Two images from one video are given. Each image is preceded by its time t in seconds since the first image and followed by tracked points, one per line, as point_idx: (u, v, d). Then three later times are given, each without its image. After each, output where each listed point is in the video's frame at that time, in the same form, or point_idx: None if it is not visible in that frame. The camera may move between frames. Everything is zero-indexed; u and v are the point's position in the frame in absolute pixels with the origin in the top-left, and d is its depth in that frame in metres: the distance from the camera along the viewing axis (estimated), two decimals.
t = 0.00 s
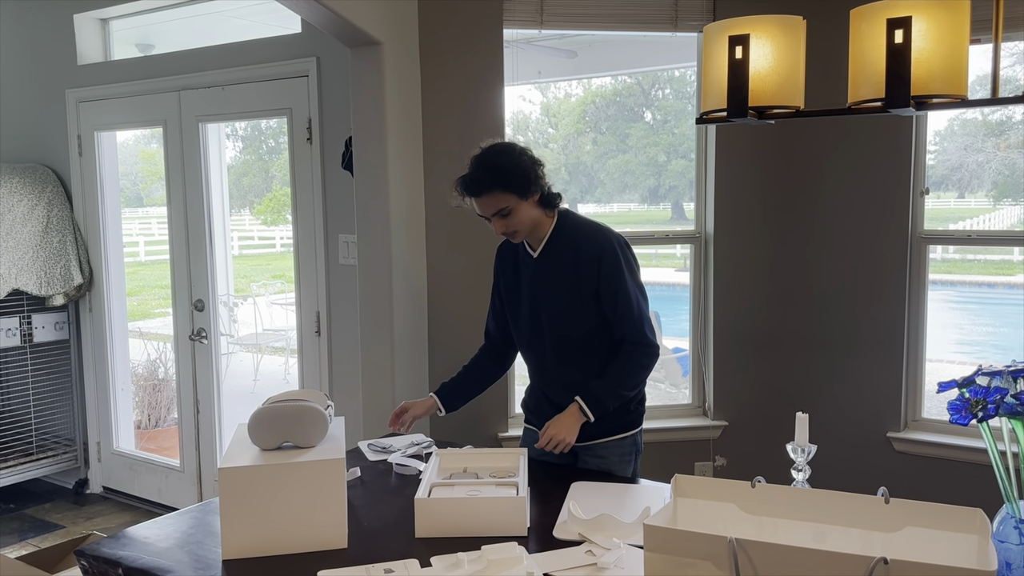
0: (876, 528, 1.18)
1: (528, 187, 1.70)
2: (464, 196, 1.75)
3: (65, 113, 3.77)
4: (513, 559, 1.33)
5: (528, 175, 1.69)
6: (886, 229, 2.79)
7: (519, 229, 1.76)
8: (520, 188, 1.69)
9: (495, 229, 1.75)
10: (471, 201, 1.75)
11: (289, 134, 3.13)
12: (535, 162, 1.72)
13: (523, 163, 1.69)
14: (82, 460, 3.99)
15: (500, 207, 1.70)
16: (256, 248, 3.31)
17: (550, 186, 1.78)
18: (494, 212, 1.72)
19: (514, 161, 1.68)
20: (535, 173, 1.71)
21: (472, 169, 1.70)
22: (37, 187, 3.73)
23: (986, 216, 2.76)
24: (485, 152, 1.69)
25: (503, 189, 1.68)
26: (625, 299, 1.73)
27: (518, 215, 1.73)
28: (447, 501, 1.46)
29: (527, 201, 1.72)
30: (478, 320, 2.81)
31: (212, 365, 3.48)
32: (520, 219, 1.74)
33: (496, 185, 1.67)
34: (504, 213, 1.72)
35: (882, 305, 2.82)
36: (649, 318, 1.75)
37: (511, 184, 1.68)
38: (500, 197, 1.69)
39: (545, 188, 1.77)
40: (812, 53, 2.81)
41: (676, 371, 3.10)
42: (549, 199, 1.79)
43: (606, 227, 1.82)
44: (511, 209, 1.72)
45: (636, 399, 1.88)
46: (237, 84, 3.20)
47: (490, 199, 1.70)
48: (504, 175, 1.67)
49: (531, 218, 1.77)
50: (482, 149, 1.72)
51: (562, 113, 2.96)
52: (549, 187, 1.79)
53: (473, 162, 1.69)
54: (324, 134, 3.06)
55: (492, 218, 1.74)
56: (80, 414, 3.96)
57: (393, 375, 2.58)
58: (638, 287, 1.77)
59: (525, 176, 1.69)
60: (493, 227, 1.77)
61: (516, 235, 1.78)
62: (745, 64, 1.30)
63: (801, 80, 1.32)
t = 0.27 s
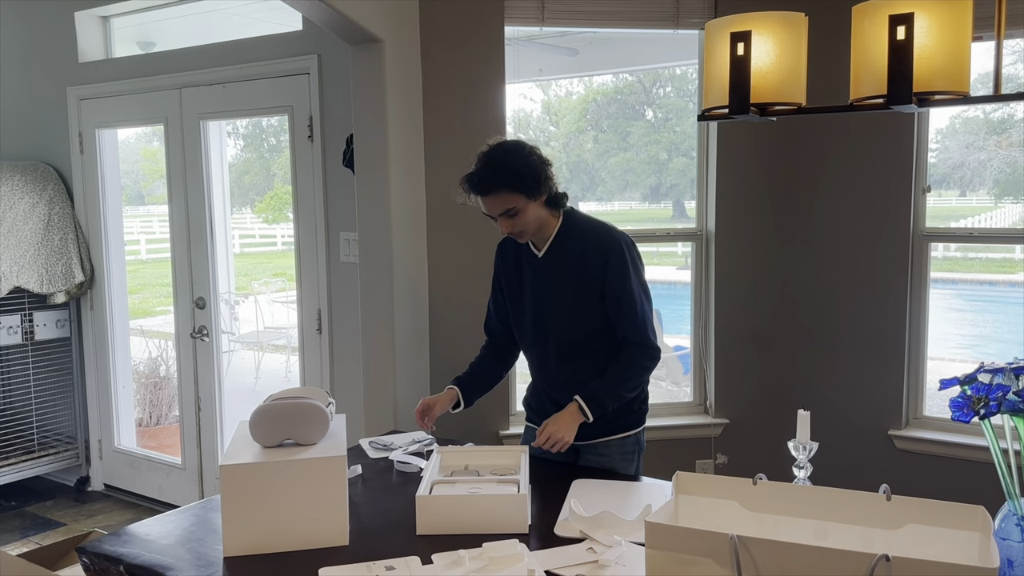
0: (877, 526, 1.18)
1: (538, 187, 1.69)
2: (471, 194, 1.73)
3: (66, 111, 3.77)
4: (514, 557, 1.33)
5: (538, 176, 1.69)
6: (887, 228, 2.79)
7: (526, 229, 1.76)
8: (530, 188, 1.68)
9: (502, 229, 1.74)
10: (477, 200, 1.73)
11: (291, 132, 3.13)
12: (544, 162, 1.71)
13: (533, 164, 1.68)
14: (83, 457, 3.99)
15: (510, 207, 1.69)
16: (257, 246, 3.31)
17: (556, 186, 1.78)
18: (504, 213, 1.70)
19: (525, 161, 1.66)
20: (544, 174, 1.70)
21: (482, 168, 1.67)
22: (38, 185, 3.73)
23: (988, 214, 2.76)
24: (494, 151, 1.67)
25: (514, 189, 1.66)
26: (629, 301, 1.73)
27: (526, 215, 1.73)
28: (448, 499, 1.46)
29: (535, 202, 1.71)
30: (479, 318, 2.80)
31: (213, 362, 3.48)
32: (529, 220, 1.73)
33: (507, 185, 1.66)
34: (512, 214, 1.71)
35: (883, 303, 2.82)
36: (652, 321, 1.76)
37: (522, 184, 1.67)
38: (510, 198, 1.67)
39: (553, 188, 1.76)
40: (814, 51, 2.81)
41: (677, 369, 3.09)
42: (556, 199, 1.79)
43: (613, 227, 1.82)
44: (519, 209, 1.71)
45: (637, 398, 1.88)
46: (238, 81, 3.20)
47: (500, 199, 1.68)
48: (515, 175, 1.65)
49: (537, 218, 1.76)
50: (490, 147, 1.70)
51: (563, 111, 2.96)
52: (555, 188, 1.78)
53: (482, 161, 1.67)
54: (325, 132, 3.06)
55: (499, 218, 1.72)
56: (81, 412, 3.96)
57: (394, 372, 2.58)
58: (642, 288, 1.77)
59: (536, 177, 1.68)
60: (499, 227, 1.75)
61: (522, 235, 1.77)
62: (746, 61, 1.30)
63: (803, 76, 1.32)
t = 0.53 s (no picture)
0: (879, 524, 1.18)
1: (551, 191, 1.68)
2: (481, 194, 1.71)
3: (68, 109, 3.77)
4: (515, 555, 1.32)
5: (552, 179, 1.67)
6: (889, 226, 2.79)
7: (537, 231, 1.75)
8: (542, 191, 1.67)
9: (511, 230, 1.73)
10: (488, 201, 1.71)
11: (292, 130, 3.13)
12: (557, 164, 1.70)
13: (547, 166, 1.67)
14: (85, 455, 3.99)
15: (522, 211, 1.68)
16: (258, 244, 3.31)
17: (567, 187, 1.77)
18: (515, 215, 1.69)
19: (538, 164, 1.65)
20: (556, 176, 1.68)
21: (495, 170, 1.65)
22: (39, 183, 3.73)
23: (990, 213, 2.75)
24: (508, 153, 1.65)
25: (527, 192, 1.65)
26: (637, 304, 1.73)
27: (538, 217, 1.71)
28: (449, 497, 1.46)
29: (546, 204, 1.70)
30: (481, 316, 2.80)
31: (214, 360, 3.48)
32: (540, 222, 1.72)
33: (519, 189, 1.64)
34: (522, 216, 1.69)
35: (885, 302, 2.82)
36: (659, 326, 1.75)
37: (535, 188, 1.65)
38: (522, 200, 1.66)
39: (565, 190, 1.75)
40: (816, 49, 2.81)
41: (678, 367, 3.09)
42: (568, 201, 1.78)
43: (626, 230, 1.82)
44: (529, 212, 1.69)
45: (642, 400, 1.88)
46: (240, 79, 3.20)
47: (512, 202, 1.67)
48: (529, 178, 1.64)
49: (548, 220, 1.75)
50: (503, 147, 1.67)
51: (565, 109, 2.96)
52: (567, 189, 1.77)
53: (495, 162, 1.65)
54: (326, 130, 3.06)
55: (510, 220, 1.71)
56: (83, 409, 3.97)
57: (396, 370, 2.58)
58: (651, 292, 1.77)
59: (549, 181, 1.67)
60: (510, 228, 1.74)
61: (531, 236, 1.76)
62: (749, 58, 1.29)
63: (805, 74, 1.32)
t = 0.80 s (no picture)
0: (882, 523, 1.17)
1: (563, 192, 1.69)
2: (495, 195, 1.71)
3: (70, 107, 3.77)
4: (517, 553, 1.32)
5: (564, 180, 1.68)
6: (891, 225, 2.78)
7: (548, 232, 1.75)
8: (556, 193, 1.67)
9: (524, 231, 1.73)
10: (501, 201, 1.71)
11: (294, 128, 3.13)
12: (570, 166, 1.70)
13: (560, 167, 1.67)
14: (87, 453, 4.00)
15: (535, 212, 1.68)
16: (259, 242, 3.31)
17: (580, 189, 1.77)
18: (528, 216, 1.69)
19: (551, 166, 1.65)
20: (570, 178, 1.69)
21: (508, 170, 1.65)
22: (42, 181, 3.73)
23: (992, 212, 2.75)
24: (521, 153, 1.65)
25: (540, 193, 1.65)
26: (648, 307, 1.73)
27: (550, 219, 1.72)
28: (451, 495, 1.46)
29: (559, 206, 1.70)
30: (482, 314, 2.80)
31: (216, 358, 3.48)
32: (552, 224, 1.73)
33: (532, 189, 1.65)
34: (535, 217, 1.70)
35: (887, 301, 2.82)
36: (668, 328, 1.75)
37: (548, 189, 1.66)
38: (536, 201, 1.67)
39: (578, 192, 1.75)
40: (819, 48, 2.80)
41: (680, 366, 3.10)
42: (580, 203, 1.78)
43: (639, 233, 1.81)
44: (543, 213, 1.70)
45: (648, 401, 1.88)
46: (242, 77, 3.20)
47: (525, 202, 1.67)
48: (542, 179, 1.64)
49: (560, 222, 1.75)
50: (516, 147, 1.68)
51: (567, 108, 2.96)
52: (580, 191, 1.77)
53: (508, 162, 1.65)
54: (328, 128, 3.06)
55: (522, 221, 1.71)
56: (85, 407, 3.97)
57: (397, 368, 2.58)
58: (661, 295, 1.77)
59: (562, 182, 1.67)
60: (521, 229, 1.74)
61: (543, 237, 1.76)
62: (753, 56, 1.29)
63: (809, 73, 1.32)
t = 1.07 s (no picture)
0: (886, 521, 1.17)
1: (576, 195, 1.68)
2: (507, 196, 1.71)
3: (73, 104, 3.77)
4: (520, 551, 1.32)
5: (577, 184, 1.68)
6: (895, 224, 2.78)
7: (559, 235, 1.75)
8: (568, 196, 1.67)
9: (535, 233, 1.73)
10: (513, 203, 1.71)
11: (297, 126, 3.13)
12: (583, 169, 1.70)
13: (573, 171, 1.67)
14: (89, 450, 4.00)
15: (548, 215, 1.68)
16: (262, 240, 3.31)
17: (592, 191, 1.77)
18: (540, 219, 1.69)
19: (564, 169, 1.65)
20: (582, 181, 1.68)
21: (522, 172, 1.65)
22: (44, 179, 3.73)
23: (995, 211, 2.75)
24: (535, 156, 1.65)
25: (553, 197, 1.65)
26: (657, 309, 1.72)
27: (562, 222, 1.71)
28: (453, 493, 1.46)
29: (570, 209, 1.70)
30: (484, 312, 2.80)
31: (218, 356, 3.48)
32: (563, 227, 1.72)
33: (545, 192, 1.64)
34: (547, 220, 1.69)
35: (891, 301, 2.81)
36: (676, 331, 1.75)
37: (561, 192, 1.66)
38: (548, 205, 1.66)
39: (590, 196, 1.75)
40: (822, 47, 2.80)
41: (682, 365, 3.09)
42: (592, 206, 1.78)
43: (650, 235, 1.81)
44: (555, 216, 1.69)
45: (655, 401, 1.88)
46: (244, 75, 3.20)
47: (538, 205, 1.66)
48: (555, 183, 1.64)
49: (571, 224, 1.75)
50: (529, 149, 1.67)
51: (569, 106, 2.95)
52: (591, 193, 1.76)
53: (522, 165, 1.65)
54: (331, 126, 3.05)
55: (534, 224, 1.71)
56: (87, 404, 3.98)
57: (400, 365, 2.58)
58: (671, 298, 1.76)
59: (574, 186, 1.67)
60: (533, 232, 1.73)
61: (554, 240, 1.76)
62: (757, 54, 1.28)
63: (813, 70, 1.31)
